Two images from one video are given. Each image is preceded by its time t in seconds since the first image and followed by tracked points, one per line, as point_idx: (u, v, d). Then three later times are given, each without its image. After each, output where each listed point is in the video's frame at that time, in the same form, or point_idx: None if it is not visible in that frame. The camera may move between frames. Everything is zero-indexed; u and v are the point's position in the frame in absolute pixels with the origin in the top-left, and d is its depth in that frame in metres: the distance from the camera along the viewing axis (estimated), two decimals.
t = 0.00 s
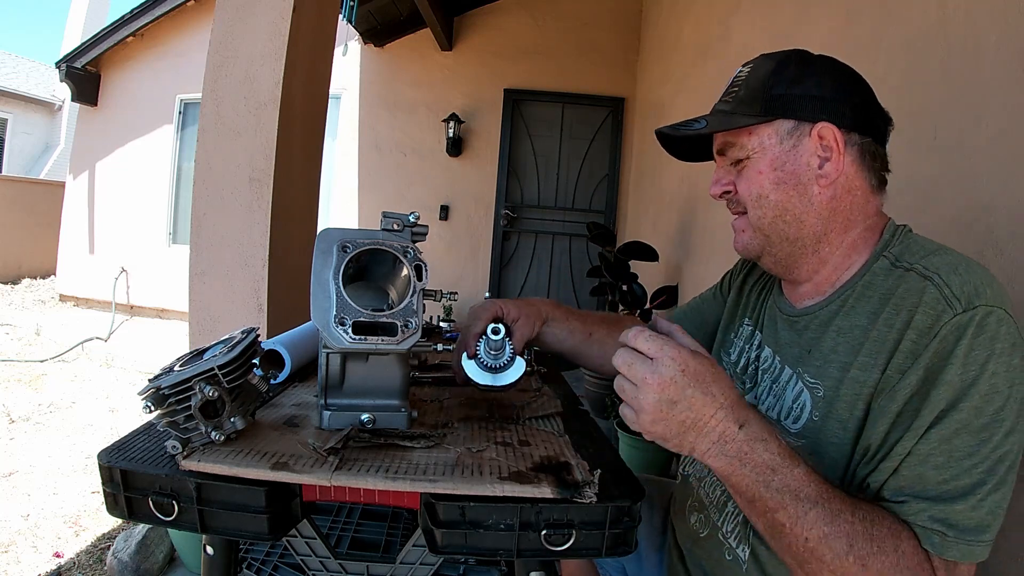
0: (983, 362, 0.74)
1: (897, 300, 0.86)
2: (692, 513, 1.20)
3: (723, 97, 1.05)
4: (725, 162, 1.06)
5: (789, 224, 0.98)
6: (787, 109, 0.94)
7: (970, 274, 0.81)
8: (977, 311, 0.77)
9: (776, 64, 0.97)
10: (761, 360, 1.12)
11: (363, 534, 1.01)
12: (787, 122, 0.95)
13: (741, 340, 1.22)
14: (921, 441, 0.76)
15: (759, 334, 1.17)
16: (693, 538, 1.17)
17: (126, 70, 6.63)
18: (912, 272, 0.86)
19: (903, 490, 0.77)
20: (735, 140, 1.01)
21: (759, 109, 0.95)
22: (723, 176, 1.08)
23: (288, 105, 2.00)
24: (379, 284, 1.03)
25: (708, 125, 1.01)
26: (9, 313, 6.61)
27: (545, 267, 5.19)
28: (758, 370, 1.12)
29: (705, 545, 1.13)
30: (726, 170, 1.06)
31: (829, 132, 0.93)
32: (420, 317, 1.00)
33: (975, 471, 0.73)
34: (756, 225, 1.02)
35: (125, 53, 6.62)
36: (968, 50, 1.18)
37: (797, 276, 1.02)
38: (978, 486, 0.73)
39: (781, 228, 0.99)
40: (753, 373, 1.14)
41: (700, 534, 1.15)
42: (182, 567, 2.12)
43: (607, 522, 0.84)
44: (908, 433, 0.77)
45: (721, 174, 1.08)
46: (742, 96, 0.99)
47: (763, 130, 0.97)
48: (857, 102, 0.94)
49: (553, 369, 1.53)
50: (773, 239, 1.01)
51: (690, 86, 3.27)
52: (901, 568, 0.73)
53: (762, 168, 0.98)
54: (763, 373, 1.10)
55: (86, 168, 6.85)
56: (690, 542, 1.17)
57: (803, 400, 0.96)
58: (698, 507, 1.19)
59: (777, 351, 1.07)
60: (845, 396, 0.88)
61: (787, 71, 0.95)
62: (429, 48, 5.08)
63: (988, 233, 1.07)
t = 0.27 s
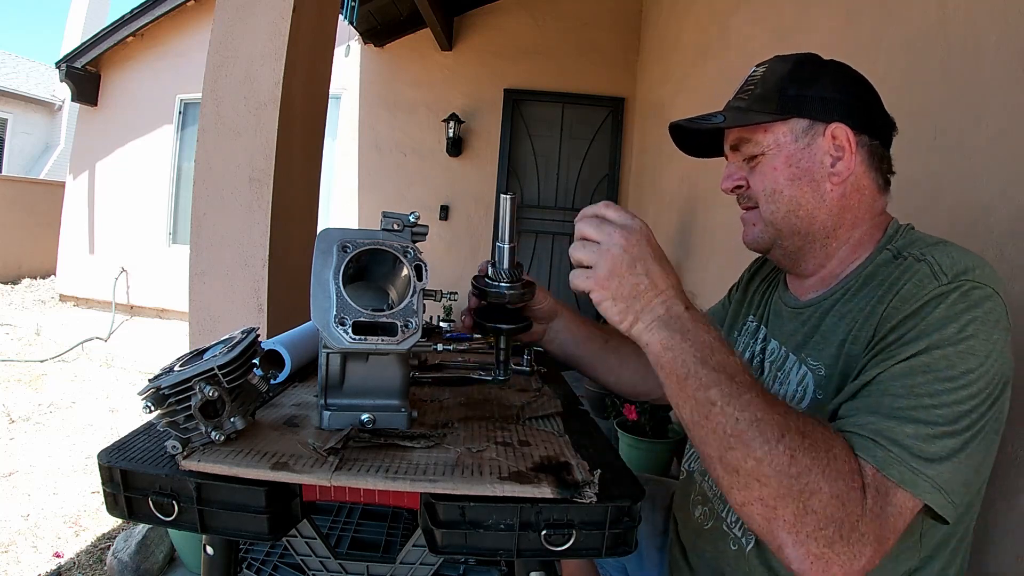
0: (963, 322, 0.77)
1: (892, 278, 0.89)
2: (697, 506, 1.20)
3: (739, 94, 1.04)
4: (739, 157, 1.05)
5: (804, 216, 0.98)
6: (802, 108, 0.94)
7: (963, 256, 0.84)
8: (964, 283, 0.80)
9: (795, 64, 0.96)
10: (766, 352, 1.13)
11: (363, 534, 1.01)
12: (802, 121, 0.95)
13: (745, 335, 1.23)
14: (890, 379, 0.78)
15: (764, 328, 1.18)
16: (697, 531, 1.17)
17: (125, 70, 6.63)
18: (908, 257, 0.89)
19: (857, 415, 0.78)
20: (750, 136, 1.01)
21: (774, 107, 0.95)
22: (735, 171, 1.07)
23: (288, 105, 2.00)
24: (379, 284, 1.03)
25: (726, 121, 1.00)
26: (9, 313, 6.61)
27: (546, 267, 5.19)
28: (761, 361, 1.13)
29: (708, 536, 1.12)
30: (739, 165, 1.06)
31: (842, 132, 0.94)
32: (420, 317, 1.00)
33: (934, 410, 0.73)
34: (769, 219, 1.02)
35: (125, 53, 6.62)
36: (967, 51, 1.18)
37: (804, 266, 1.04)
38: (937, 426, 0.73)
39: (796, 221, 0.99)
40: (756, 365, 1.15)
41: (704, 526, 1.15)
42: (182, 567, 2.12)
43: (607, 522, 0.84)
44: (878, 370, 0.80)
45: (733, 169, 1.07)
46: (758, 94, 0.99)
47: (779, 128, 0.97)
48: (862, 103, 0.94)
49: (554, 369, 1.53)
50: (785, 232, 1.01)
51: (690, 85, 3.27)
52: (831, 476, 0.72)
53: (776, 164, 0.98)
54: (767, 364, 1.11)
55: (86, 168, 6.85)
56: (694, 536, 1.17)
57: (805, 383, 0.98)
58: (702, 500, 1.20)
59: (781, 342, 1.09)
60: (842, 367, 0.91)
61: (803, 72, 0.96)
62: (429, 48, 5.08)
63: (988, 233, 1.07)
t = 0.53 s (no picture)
0: (940, 281, 0.81)
1: (885, 258, 0.92)
2: (697, 502, 1.20)
3: (747, 92, 1.03)
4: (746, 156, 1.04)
5: (810, 216, 0.98)
6: (810, 108, 0.94)
7: (953, 238, 0.87)
8: (947, 254, 0.84)
9: (806, 64, 0.95)
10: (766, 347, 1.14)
11: (363, 534, 1.01)
12: (811, 122, 0.94)
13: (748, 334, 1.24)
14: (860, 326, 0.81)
15: (766, 326, 1.19)
16: (697, 527, 1.17)
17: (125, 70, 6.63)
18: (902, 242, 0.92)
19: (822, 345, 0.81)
20: (759, 135, 0.99)
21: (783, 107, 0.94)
22: (741, 169, 1.06)
23: (288, 105, 2.00)
24: (379, 284, 1.03)
25: (738, 119, 0.98)
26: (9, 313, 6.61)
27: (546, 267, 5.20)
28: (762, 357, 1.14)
29: (708, 531, 1.12)
30: (745, 164, 1.04)
31: (850, 135, 0.94)
32: (421, 317, 1.00)
33: (896, 349, 0.76)
34: (776, 218, 1.01)
35: (125, 53, 6.62)
36: (968, 51, 1.18)
37: (806, 262, 1.04)
38: (898, 366, 0.75)
39: (802, 220, 0.99)
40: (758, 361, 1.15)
41: (704, 522, 1.15)
42: (182, 567, 2.12)
43: (607, 522, 0.84)
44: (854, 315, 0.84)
45: (739, 167, 1.06)
46: (768, 93, 0.97)
47: (789, 127, 0.96)
48: (865, 104, 0.95)
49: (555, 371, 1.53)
50: (792, 231, 1.01)
51: (690, 85, 3.27)
52: (756, 379, 0.76)
53: (786, 164, 0.97)
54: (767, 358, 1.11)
55: (86, 168, 6.85)
56: (694, 532, 1.18)
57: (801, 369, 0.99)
58: (702, 496, 1.20)
59: (782, 337, 1.10)
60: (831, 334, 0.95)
61: (813, 71, 0.95)
62: (429, 48, 5.08)
63: (988, 233, 1.07)
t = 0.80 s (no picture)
0: (959, 347, 0.78)
1: (889, 289, 0.88)
2: (695, 502, 1.20)
3: (752, 88, 1.02)
4: (748, 153, 1.03)
5: (809, 223, 0.98)
6: (819, 111, 0.93)
7: (959, 265, 0.83)
8: (959, 298, 0.80)
9: (815, 64, 0.95)
10: (763, 351, 1.13)
11: (364, 534, 1.01)
12: (818, 124, 0.94)
13: (746, 334, 1.23)
14: (892, 420, 0.79)
15: (762, 329, 1.18)
16: (694, 527, 1.17)
17: (126, 70, 6.63)
18: (906, 264, 0.88)
19: (867, 457, 0.80)
20: (764, 134, 0.99)
21: (792, 107, 0.93)
22: (743, 167, 1.05)
23: (288, 105, 2.00)
24: (379, 284, 1.03)
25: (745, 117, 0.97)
26: (9, 313, 6.61)
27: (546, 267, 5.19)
28: (760, 360, 1.13)
29: (707, 533, 1.12)
30: (748, 162, 1.04)
31: (857, 140, 0.94)
32: (420, 317, 1.00)
33: (939, 450, 0.76)
34: (775, 220, 1.01)
35: (125, 53, 6.62)
36: (968, 50, 1.18)
37: (806, 266, 1.04)
38: (944, 466, 0.76)
39: (800, 226, 0.99)
40: (757, 363, 1.14)
41: (702, 522, 1.15)
42: (182, 567, 2.12)
43: (607, 522, 0.84)
44: (877, 406, 0.81)
45: (741, 165, 1.05)
46: (775, 91, 0.97)
47: (796, 128, 0.95)
48: (871, 101, 0.94)
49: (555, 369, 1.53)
50: (790, 235, 1.01)
51: (690, 86, 3.27)
52: (833, 540, 0.79)
53: (790, 166, 0.97)
54: (766, 362, 1.11)
55: (86, 168, 6.85)
56: (693, 531, 1.17)
57: (800, 382, 0.98)
58: (700, 497, 1.19)
59: (779, 341, 1.09)
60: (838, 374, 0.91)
61: (822, 73, 0.94)
62: (429, 48, 5.08)
63: (988, 233, 1.07)
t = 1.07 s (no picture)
0: (983, 370, 0.78)
1: (909, 302, 0.88)
2: (701, 511, 1.20)
3: (780, 82, 0.98)
4: (770, 154, 1.00)
5: (828, 235, 0.97)
6: (852, 118, 0.91)
7: (983, 281, 0.83)
8: (986, 319, 0.80)
9: (853, 63, 0.91)
10: (775, 361, 1.13)
11: (364, 534, 1.01)
12: (850, 133, 0.92)
13: (754, 341, 1.23)
14: (913, 448, 0.80)
15: (772, 336, 1.18)
16: (701, 535, 1.17)
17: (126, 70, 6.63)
18: (926, 274, 0.88)
19: (886, 487, 0.82)
20: (789, 137, 0.95)
21: (827, 112, 0.90)
22: (761, 167, 1.02)
23: (288, 105, 2.00)
24: (379, 284, 1.03)
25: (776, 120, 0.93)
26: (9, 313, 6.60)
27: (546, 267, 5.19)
28: (772, 370, 1.13)
29: (715, 543, 1.12)
30: (767, 162, 1.01)
31: (888, 153, 0.92)
32: (421, 317, 1.00)
33: (960, 478, 0.78)
34: (792, 228, 0.99)
35: (125, 53, 6.62)
36: (969, 50, 1.18)
37: (820, 275, 1.03)
38: (962, 496, 0.78)
39: (819, 238, 0.98)
40: (768, 374, 1.14)
41: (709, 533, 1.15)
42: (182, 567, 2.12)
43: (607, 522, 0.84)
44: (898, 434, 0.82)
45: (759, 164, 1.02)
46: (808, 89, 0.93)
47: (826, 135, 0.92)
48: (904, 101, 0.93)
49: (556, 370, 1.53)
50: (806, 244, 1.00)
51: (691, 86, 3.27)
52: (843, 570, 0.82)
53: (816, 176, 0.94)
54: (778, 373, 1.11)
55: (86, 168, 6.85)
56: (699, 540, 1.17)
57: (816, 398, 0.98)
58: (706, 505, 1.19)
59: (792, 351, 1.08)
60: (857, 390, 0.91)
61: (860, 73, 0.91)
62: (429, 48, 5.08)
63: (988, 232, 1.07)
